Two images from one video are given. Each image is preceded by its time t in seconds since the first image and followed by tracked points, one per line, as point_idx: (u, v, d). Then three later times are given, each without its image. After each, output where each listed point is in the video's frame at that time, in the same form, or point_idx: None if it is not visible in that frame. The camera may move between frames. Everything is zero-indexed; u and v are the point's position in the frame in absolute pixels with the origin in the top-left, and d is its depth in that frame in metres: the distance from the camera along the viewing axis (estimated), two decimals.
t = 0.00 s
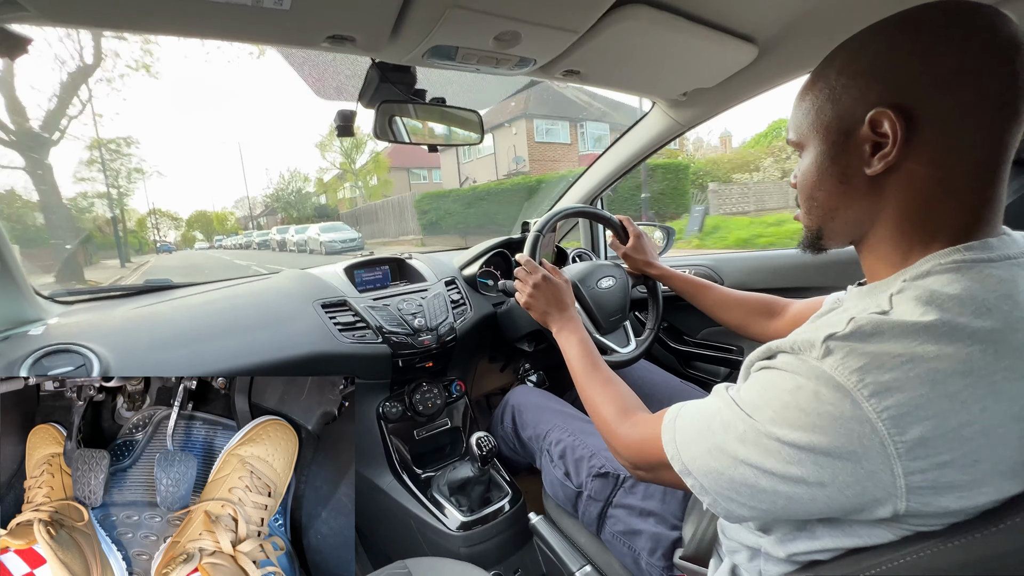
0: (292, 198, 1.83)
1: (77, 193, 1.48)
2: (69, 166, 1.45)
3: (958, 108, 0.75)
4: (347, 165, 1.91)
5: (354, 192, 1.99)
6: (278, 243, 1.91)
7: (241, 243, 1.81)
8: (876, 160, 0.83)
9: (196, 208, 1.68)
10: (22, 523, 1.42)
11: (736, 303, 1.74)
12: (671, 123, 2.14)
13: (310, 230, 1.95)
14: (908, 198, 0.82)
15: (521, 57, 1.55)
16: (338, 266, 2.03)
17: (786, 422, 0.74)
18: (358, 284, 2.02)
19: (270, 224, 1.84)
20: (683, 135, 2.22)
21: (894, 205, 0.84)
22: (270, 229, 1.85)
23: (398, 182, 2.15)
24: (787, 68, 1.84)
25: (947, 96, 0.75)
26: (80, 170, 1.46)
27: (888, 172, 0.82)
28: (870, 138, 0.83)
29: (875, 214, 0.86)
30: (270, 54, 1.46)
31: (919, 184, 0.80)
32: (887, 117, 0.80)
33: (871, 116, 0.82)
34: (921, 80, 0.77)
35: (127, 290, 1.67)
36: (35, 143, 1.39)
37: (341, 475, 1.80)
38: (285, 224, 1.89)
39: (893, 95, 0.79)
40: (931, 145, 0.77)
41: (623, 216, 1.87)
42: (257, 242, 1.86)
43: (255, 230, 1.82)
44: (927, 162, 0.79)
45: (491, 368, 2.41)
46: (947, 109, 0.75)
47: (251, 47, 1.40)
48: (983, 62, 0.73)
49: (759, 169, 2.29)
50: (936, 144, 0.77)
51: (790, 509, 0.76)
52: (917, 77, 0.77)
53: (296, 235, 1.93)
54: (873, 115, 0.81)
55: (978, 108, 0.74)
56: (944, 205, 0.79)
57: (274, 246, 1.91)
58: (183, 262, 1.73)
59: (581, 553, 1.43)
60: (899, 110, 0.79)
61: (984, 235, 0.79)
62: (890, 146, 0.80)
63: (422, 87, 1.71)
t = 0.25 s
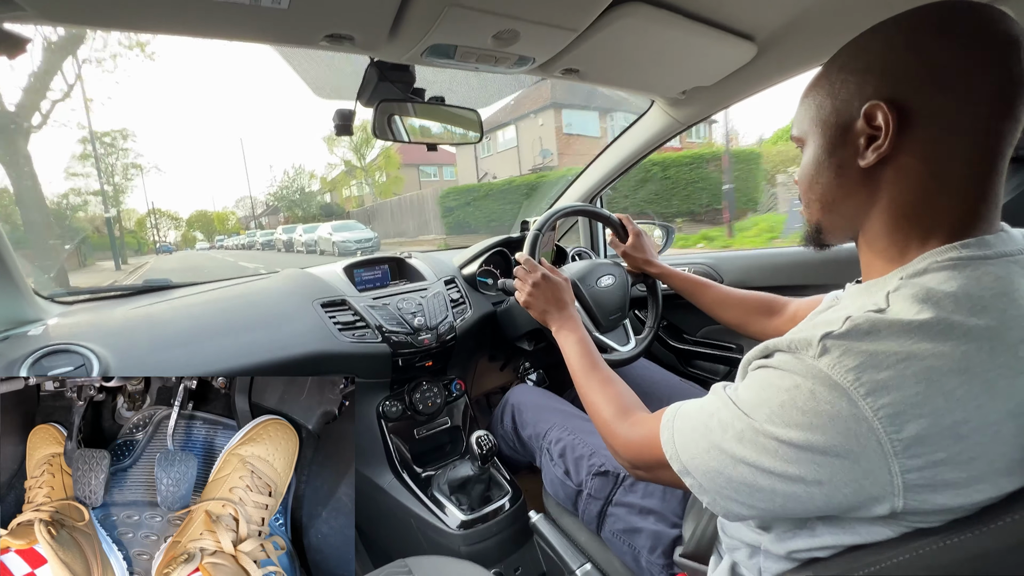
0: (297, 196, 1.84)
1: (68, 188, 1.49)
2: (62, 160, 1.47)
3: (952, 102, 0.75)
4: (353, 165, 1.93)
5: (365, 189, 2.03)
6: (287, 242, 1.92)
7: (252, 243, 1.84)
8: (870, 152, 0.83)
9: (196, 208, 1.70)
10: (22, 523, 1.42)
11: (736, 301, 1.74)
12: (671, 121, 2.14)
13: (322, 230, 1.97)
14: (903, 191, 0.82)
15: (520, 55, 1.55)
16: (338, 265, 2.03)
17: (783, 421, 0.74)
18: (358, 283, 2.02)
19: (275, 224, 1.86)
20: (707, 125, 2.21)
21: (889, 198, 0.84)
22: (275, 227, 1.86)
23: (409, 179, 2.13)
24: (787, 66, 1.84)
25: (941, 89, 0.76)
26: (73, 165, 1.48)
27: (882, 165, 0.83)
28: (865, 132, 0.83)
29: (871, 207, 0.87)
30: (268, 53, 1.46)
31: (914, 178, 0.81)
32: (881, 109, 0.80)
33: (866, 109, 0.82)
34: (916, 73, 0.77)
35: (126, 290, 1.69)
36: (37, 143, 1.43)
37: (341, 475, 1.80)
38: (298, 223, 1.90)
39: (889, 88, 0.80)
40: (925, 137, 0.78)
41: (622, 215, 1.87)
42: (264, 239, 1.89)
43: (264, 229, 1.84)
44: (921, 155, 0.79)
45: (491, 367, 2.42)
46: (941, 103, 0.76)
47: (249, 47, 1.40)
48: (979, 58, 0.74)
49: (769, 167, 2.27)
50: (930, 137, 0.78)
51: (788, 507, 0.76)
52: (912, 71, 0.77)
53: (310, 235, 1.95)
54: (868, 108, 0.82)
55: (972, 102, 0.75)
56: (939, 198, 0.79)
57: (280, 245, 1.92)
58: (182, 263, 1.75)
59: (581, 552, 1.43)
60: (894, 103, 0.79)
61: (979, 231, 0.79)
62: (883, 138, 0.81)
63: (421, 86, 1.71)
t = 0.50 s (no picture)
0: (305, 193, 1.92)
1: (61, 184, 1.47)
2: (53, 155, 1.45)
3: (946, 93, 0.76)
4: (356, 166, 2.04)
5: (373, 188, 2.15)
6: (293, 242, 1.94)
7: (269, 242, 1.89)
8: (866, 141, 0.84)
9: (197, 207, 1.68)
10: (22, 523, 1.43)
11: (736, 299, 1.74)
12: (670, 118, 2.13)
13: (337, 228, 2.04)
14: (896, 181, 0.82)
15: (520, 53, 1.55)
16: (338, 264, 2.04)
17: (781, 415, 0.74)
18: (358, 281, 2.02)
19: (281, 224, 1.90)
20: (744, 117, 2.22)
21: (883, 188, 0.85)
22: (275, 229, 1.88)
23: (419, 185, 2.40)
24: (787, 63, 1.83)
25: (936, 80, 0.76)
26: (64, 160, 1.46)
27: (879, 157, 0.84)
28: (863, 121, 0.85)
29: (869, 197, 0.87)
30: (267, 52, 1.46)
31: (907, 170, 0.81)
32: (877, 98, 0.82)
33: (865, 98, 0.84)
34: (914, 64, 0.78)
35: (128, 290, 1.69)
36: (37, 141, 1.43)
37: (342, 475, 1.80)
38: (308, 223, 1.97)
39: (887, 79, 0.81)
40: (918, 127, 0.78)
41: (622, 212, 1.87)
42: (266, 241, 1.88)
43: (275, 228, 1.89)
44: (913, 144, 0.79)
45: (491, 364, 2.42)
46: (935, 95, 0.77)
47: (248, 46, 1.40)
48: (976, 51, 0.74)
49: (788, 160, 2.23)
50: (922, 127, 0.78)
51: (787, 502, 0.76)
52: (910, 62, 0.79)
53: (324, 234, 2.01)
54: (866, 98, 0.83)
55: (966, 94, 0.75)
56: (932, 189, 0.80)
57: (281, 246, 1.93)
58: (182, 263, 1.72)
59: (581, 549, 1.44)
60: (891, 92, 0.81)
61: (977, 227, 0.78)
62: (876, 125, 0.82)
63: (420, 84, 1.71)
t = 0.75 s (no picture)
0: (308, 192, 1.84)
1: (51, 180, 1.41)
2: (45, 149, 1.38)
3: (948, 95, 0.76)
4: (363, 163, 1.94)
5: (382, 186, 2.03)
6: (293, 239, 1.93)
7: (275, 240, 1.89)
8: (868, 142, 0.85)
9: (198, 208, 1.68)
10: (22, 523, 1.44)
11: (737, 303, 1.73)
12: (671, 122, 2.14)
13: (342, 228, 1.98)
14: (898, 182, 0.83)
15: (521, 56, 1.55)
16: (339, 266, 2.04)
17: (785, 416, 0.74)
18: (358, 284, 2.02)
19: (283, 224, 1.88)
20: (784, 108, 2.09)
21: (885, 190, 0.85)
22: (271, 229, 1.86)
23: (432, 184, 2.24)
24: (788, 67, 1.84)
25: (938, 82, 0.77)
26: (56, 154, 1.40)
27: (881, 158, 0.84)
28: (866, 123, 0.85)
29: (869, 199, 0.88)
30: (270, 54, 1.46)
31: (909, 172, 0.81)
32: (880, 100, 0.82)
33: (868, 100, 0.84)
34: (917, 66, 0.79)
35: (126, 291, 1.67)
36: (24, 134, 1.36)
37: (342, 474, 1.80)
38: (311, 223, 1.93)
39: (891, 81, 0.82)
40: (919, 128, 0.79)
41: (623, 215, 1.87)
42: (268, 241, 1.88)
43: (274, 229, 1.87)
44: (914, 146, 0.80)
45: (491, 367, 2.41)
46: (938, 97, 0.77)
47: (250, 48, 1.40)
48: (980, 54, 0.74)
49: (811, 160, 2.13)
50: (924, 128, 0.78)
51: (790, 504, 0.76)
52: (914, 64, 0.79)
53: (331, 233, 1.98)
54: (869, 99, 0.84)
55: (968, 96, 0.75)
56: (932, 191, 0.80)
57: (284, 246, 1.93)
58: (183, 264, 1.71)
59: (582, 552, 1.44)
60: (894, 94, 0.81)
61: (977, 230, 0.78)
62: (879, 126, 0.82)
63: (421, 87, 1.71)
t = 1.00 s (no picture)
0: (315, 188, 1.93)
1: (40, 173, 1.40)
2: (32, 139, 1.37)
3: (952, 98, 0.76)
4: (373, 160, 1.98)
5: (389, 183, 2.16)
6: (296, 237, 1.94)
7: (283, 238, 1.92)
8: (871, 145, 0.85)
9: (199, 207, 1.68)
10: (22, 523, 1.43)
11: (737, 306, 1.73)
12: (671, 123, 2.14)
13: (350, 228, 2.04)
14: (901, 185, 0.83)
15: (522, 57, 1.55)
16: (340, 266, 2.04)
17: (786, 421, 0.73)
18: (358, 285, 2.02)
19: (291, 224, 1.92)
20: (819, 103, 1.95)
21: (887, 192, 0.85)
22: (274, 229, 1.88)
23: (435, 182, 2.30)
24: (788, 69, 1.84)
25: (942, 85, 0.76)
26: (45, 146, 1.39)
27: (884, 161, 0.84)
28: (869, 125, 0.85)
29: (871, 200, 0.88)
30: (271, 55, 1.47)
31: (912, 176, 0.81)
32: (884, 102, 0.82)
33: (872, 102, 0.84)
34: (921, 68, 0.79)
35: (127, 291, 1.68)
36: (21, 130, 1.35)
37: (342, 476, 1.81)
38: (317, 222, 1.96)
39: (895, 83, 0.82)
40: (923, 131, 0.78)
41: (623, 216, 1.87)
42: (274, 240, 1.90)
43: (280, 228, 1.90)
44: (918, 149, 0.79)
45: (491, 368, 2.41)
46: (940, 101, 0.77)
47: (251, 49, 1.40)
48: (982, 59, 0.74)
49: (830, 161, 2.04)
50: (928, 131, 0.78)
51: (790, 508, 0.76)
52: (918, 66, 0.79)
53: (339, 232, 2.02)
54: (873, 101, 0.84)
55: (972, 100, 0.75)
56: (935, 195, 0.80)
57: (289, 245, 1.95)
58: (183, 263, 1.72)
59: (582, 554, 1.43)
60: (897, 96, 0.81)
61: (978, 234, 0.78)
62: (883, 129, 0.82)
63: (422, 89, 1.71)
